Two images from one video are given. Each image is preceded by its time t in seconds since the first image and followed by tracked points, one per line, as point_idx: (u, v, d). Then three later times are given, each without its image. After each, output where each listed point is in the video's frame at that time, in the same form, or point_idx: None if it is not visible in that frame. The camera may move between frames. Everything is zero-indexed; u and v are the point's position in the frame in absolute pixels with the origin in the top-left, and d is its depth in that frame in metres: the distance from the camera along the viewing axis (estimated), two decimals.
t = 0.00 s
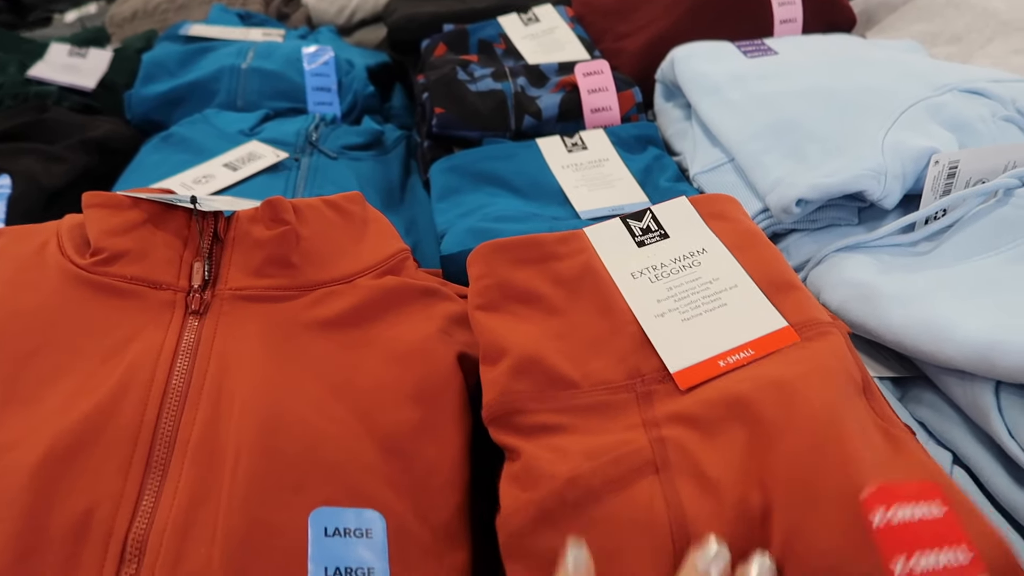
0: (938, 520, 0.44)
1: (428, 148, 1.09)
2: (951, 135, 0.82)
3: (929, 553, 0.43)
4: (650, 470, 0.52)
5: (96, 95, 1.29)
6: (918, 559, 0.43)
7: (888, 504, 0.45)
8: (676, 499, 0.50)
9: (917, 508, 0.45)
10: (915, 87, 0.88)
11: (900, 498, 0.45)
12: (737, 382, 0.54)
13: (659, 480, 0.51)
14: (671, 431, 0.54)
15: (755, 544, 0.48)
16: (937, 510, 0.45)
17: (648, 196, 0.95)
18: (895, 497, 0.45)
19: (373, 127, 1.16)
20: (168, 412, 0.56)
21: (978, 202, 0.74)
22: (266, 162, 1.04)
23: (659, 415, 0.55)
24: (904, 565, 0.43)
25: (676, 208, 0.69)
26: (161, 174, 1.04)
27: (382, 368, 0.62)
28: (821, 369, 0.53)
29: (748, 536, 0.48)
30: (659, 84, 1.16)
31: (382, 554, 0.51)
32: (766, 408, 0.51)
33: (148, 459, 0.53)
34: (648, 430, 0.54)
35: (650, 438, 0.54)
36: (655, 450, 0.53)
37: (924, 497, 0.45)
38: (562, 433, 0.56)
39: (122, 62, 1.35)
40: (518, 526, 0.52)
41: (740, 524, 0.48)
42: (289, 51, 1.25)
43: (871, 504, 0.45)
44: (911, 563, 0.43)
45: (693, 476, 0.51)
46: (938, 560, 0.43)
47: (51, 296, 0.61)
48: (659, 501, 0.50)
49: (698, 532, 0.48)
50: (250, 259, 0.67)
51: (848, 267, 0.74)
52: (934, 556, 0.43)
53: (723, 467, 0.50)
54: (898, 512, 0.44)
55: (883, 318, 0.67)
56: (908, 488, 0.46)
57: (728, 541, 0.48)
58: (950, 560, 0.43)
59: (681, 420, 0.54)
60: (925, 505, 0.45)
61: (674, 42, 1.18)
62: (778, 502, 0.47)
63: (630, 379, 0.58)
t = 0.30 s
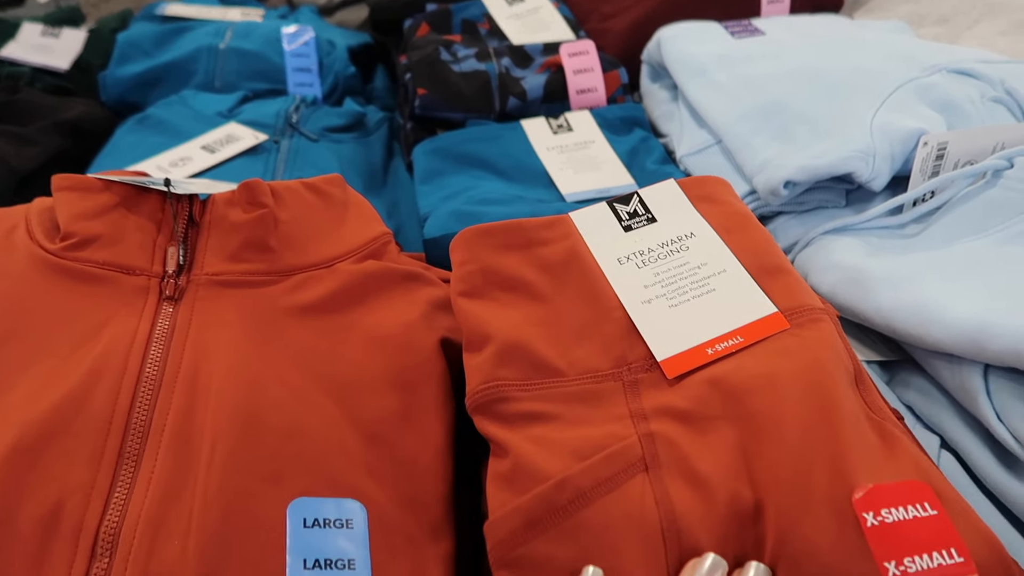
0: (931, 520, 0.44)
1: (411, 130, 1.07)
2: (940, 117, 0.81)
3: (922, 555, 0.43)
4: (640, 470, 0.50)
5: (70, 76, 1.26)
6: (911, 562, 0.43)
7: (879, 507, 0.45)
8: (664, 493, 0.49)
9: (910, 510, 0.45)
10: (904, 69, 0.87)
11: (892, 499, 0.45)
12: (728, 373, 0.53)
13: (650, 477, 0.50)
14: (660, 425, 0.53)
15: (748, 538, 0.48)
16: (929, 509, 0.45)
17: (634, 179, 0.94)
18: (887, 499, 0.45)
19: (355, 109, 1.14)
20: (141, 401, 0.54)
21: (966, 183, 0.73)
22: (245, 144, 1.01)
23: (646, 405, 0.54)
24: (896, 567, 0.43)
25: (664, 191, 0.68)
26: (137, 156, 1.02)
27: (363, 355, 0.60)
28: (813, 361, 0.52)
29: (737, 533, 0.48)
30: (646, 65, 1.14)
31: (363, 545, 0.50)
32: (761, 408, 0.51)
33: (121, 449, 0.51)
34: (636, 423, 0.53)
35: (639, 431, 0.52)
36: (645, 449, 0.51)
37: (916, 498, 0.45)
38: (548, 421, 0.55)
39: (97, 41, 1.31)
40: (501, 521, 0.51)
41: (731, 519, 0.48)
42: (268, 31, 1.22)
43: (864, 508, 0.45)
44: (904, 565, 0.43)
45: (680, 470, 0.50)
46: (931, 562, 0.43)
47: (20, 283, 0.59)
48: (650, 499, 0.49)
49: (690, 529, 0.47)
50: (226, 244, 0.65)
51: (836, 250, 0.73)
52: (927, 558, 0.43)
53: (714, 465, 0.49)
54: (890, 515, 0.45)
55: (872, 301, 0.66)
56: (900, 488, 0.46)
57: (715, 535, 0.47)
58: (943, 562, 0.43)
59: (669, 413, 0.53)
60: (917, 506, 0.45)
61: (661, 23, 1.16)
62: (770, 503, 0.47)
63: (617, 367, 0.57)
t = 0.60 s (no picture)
0: (925, 498, 0.44)
1: (399, 107, 1.05)
2: (933, 93, 0.80)
3: (915, 533, 0.42)
4: (631, 451, 0.50)
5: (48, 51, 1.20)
6: (904, 540, 0.42)
7: (873, 486, 0.44)
8: (656, 475, 0.49)
9: (903, 489, 0.44)
10: (897, 43, 0.86)
11: (885, 478, 0.45)
12: (722, 352, 0.53)
13: (641, 459, 0.49)
14: (652, 405, 0.52)
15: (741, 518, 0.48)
16: (923, 488, 0.44)
17: (625, 156, 0.93)
18: (881, 478, 0.45)
19: (341, 85, 1.12)
20: (125, 383, 0.53)
21: (960, 160, 0.72)
22: (229, 121, 0.99)
23: (638, 386, 0.54)
24: (889, 545, 0.42)
25: (656, 168, 0.66)
26: (118, 133, 1.00)
27: (350, 336, 0.59)
28: (806, 341, 0.52)
29: (730, 513, 0.47)
30: (637, 40, 1.13)
31: (353, 529, 0.49)
32: (755, 387, 0.50)
33: (105, 433, 0.50)
34: (628, 403, 0.53)
35: (631, 412, 0.52)
36: (636, 430, 0.51)
37: (910, 476, 0.45)
38: (540, 402, 0.55)
39: (74, 14, 1.24)
40: (491, 503, 0.50)
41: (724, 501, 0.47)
42: (252, 5, 1.19)
43: (857, 486, 0.44)
44: (896, 544, 0.42)
45: (672, 451, 0.50)
46: (924, 540, 0.42)
47: None
48: (642, 480, 0.49)
49: (681, 510, 0.47)
50: (210, 223, 0.63)
51: (829, 228, 0.72)
52: (921, 536, 0.42)
53: (706, 446, 0.49)
54: (884, 493, 0.44)
55: (865, 280, 0.65)
56: (893, 466, 0.45)
57: (707, 516, 0.47)
58: (936, 540, 0.42)
59: (661, 393, 0.53)
60: (911, 485, 0.44)
61: None
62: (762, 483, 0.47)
63: (609, 347, 0.56)
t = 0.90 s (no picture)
0: (922, 491, 0.44)
1: (398, 98, 1.05)
2: (932, 88, 0.80)
3: (913, 526, 0.43)
4: (631, 442, 0.50)
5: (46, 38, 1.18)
6: (901, 532, 0.43)
7: (870, 479, 0.45)
8: (655, 465, 0.49)
9: (900, 482, 0.45)
10: (896, 37, 0.86)
11: (883, 470, 0.45)
12: (722, 342, 0.53)
13: (641, 450, 0.50)
14: (652, 396, 0.52)
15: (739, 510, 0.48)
16: (920, 481, 0.45)
17: (625, 149, 0.93)
18: (879, 470, 0.45)
19: (341, 75, 1.12)
20: (128, 369, 0.53)
21: (958, 154, 0.72)
22: (229, 110, 0.99)
23: (638, 376, 0.54)
24: (887, 537, 0.43)
25: (657, 160, 0.67)
26: (117, 121, 0.99)
27: (351, 325, 0.60)
28: (805, 333, 0.52)
29: (728, 504, 0.48)
30: (636, 32, 1.13)
31: (355, 515, 0.50)
32: (754, 379, 0.50)
33: (108, 418, 0.50)
34: (628, 394, 0.53)
35: (631, 404, 0.52)
36: (635, 421, 0.51)
37: (907, 469, 0.45)
38: (541, 391, 0.55)
39: None
40: (491, 492, 0.51)
41: (722, 490, 0.48)
42: None
43: (856, 478, 0.45)
44: (894, 536, 0.43)
45: (671, 441, 0.50)
46: (922, 532, 0.43)
47: None
48: (641, 471, 0.49)
49: (680, 500, 0.48)
50: (211, 211, 0.63)
51: (827, 221, 0.73)
52: (918, 528, 0.43)
53: (705, 437, 0.50)
54: (881, 486, 0.45)
55: (863, 272, 0.66)
56: (891, 460, 0.46)
57: (706, 506, 0.48)
58: (933, 532, 0.43)
59: (660, 385, 0.53)
60: (908, 478, 0.45)
61: None
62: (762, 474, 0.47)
63: (608, 338, 0.57)
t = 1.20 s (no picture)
0: (924, 471, 0.44)
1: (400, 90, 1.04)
2: (935, 87, 0.80)
3: (916, 503, 0.43)
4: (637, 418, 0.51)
5: (46, 26, 1.18)
6: (905, 510, 0.42)
7: (875, 458, 0.44)
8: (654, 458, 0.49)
9: (903, 462, 0.45)
10: (898, 35, 0.86)
11: (887, 451, 0.45)
12: (723, 334, 0.53)
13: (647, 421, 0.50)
14: (654, 383, 0.53)
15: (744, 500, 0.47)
16: (922, 462, 0.45)
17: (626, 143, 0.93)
18: (883, 451, 0.45)
19: (342, 67, 1.12)
20: (128, 357, 0.53)
21: (959, 153, 0.72)
22: (230, 100, 0.99)
23: (642, 364, 0.55)
24: (891, 514, 0.42)
25: (660, 152, 0.67)
26: (118, 110, 0.99)
27: (352, 315, 0.60)
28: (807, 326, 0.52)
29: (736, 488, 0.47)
30: (638, 28, 1.13)
31: (354, 504, 0.50)
32: (757, 367, 0.50)
33: (109, 405, 0.50)
34: (631, 380, 0.54)
35: (634, 388, 0.53)
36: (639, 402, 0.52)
37: (910, 451, 0.45)
38: (541, 383, 0.55)
39: None
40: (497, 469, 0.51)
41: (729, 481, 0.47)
42: None
43: (860, 458, 0.45)
44: (899, 513, 0.42)
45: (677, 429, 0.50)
46: (925, 510, 0.42)
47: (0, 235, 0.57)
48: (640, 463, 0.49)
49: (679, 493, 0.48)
50: (213, 199, 0.63)
51: (827, 218, 0.73)
52: (921, 506, 0.42)
53: (709, 415, 0.49)
54: (885, 465, 0.44)
55: (862, 270, 0.66)
56: (893, 442, 0.46)
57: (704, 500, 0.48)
58: (937, 511, 0.42)
59: (662, 373, 0.54)
60: (911, 458, 0.45)
61: None
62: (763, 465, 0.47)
63: (613, 327, 0.57)
